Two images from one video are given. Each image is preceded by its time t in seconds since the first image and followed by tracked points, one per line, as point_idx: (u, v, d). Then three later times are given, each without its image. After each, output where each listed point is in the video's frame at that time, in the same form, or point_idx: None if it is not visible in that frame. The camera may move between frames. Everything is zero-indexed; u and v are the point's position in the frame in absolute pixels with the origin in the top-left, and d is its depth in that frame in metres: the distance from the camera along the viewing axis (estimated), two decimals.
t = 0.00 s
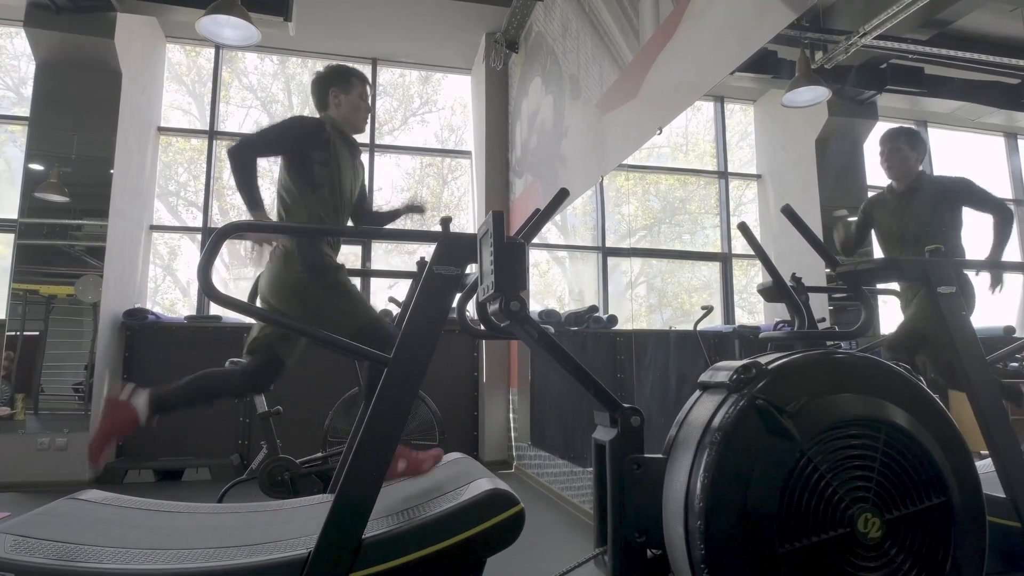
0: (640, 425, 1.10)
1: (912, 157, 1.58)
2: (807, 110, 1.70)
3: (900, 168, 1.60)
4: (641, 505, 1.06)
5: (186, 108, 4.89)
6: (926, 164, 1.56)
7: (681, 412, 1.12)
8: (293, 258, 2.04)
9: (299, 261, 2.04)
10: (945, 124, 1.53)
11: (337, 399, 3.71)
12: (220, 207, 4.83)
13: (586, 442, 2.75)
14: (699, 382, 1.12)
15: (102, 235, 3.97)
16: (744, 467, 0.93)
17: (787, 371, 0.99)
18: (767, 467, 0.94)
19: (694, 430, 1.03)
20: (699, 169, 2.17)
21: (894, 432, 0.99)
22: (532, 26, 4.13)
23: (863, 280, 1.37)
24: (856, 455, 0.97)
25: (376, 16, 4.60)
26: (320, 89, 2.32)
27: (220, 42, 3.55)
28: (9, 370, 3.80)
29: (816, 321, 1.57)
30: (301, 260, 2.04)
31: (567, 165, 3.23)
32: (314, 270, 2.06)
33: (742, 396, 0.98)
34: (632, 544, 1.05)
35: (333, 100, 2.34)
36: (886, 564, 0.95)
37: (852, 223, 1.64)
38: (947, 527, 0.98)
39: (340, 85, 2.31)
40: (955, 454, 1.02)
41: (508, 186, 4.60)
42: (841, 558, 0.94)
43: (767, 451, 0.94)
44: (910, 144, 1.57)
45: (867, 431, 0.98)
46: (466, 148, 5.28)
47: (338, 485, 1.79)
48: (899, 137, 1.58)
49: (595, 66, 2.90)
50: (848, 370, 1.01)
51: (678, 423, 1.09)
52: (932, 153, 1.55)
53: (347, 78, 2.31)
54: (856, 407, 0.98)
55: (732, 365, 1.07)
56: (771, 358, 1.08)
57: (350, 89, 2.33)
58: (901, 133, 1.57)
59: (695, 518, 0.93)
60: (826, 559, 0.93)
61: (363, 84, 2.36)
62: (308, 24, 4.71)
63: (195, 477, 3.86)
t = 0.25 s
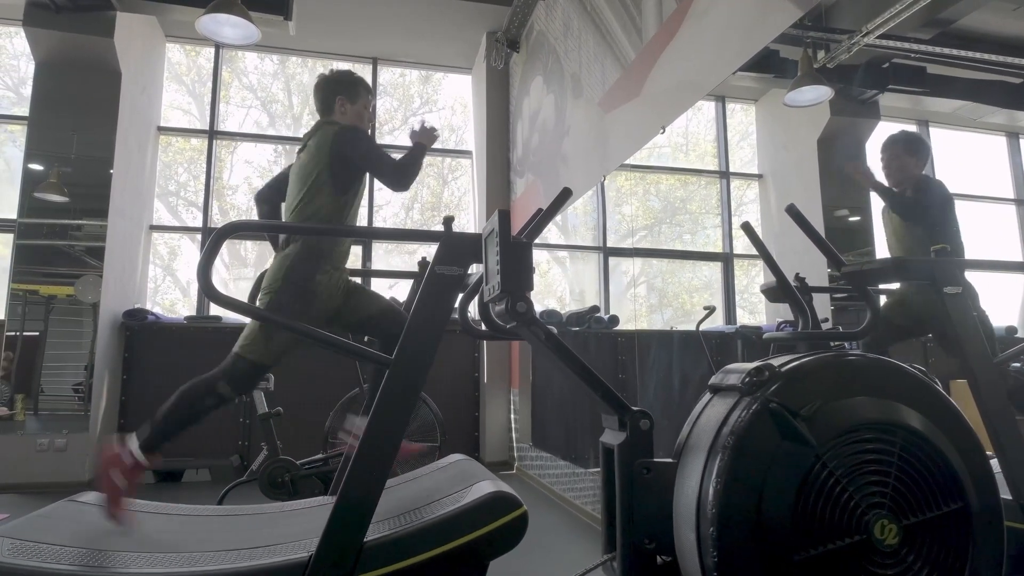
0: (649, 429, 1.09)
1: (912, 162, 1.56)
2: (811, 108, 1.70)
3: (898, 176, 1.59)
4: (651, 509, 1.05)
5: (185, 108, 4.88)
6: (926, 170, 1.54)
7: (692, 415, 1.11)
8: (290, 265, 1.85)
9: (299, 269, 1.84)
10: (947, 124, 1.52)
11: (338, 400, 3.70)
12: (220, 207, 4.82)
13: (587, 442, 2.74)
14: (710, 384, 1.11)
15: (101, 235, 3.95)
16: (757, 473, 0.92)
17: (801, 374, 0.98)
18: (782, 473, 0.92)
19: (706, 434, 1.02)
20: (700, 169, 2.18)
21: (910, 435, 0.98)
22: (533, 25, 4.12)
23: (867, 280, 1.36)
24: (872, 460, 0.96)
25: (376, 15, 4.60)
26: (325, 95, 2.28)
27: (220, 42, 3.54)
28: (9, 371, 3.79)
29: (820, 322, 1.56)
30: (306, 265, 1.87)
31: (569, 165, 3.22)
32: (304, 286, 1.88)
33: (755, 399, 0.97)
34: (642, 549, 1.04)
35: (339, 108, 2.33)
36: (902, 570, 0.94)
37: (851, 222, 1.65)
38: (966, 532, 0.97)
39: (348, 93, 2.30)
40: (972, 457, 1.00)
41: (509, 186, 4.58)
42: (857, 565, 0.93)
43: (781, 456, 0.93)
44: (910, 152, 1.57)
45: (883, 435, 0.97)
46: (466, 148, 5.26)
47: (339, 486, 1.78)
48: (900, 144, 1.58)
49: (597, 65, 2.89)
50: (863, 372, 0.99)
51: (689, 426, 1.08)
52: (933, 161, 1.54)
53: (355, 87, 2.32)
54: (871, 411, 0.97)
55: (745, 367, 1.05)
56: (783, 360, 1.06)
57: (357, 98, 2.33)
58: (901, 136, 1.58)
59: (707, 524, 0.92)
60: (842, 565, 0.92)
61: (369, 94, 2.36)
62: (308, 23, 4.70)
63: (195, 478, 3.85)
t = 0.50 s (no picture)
0: (659, 431, 1.08)
1: (909, 161, 1.58)
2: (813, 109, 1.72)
3: (896, 175, 1.61)
4: (661, 512, 1.04)
5: (185, 107, 4.87)
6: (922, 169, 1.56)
7: (702, 416, 1.09)
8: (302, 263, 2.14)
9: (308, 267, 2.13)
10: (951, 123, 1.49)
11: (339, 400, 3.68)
12: (220, 207, 4.80)
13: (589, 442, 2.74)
14: (721, 385, 1.10)
15: (101, 235, 3.94)
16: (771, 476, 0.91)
17: (814, 375, 0.97)
18: (796, 476, 0.91)
19: (717, 436, 1.01)
20: (701, 169, 2.21)
21: (927, 437, 0.97)
22: (533, 24, 4.11)
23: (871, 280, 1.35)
24: (887, 462, 0.95)
25: (376, 15, 4.58)
26: (335, 97, 2.31)
27: (219, 40, 3.52)
28: (8, 371, 3.78)
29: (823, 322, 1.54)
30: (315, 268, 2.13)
31: (570, 164, 3.21)
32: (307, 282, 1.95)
33: (769, 401, 0.95)
34: (652, 553, 1.03)
35: (347, 108, 2.33)
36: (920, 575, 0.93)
37: (852, 222, 1.66)
38: (984, 536, 0.96)
39: (356, 92, 2.30)
40: (990, 459, 0.99)
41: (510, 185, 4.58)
42: (875, 570, 0.91)
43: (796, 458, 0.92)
44: (906, 150, 1.58)
45: (898, 436, 0.96)
46: (466, 148, 5.25)
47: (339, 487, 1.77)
48: (894, 145, 1.59)
49: (599, 64, 2.88)
50: (878, 373, 0.98)
51: (700, 427, 1.07)
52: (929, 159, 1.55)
53: (365, 88, 2.32)
54: (886, 412, 0.95)
55: (756, 368, 1.04)
56: (795, 361, 1.05)
57: (367, 98, 2.33)
58: (897, 136, 1.59)
59: (720, 529, 0.91)
60: (859, 570, 0.91)
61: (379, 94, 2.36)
62: (308, 22, 4.68)
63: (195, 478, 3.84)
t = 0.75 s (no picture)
0: (670, 431, 1.07)
1: (925, 157, 1.47)
2: (816, 106, 1.69)
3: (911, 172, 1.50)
4: (672, 514, 1.03)
5: (185, 107, 4.85)
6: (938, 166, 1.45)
7: (714, 415, 1.08)
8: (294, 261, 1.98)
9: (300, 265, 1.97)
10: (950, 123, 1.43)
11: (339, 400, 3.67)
12: (219, 207, 4.79)
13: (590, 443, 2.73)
14: (733, 383, 1.09)
15: (100, 235, 3.93)
16: (788, 478, 0.90)
17: (830, 374, 0.95)
18: (814, 477, 0.90)
19: (731, 436, 0.99)
20: (701, 169, 2.16)
21: (944, 436, 0.96)
22: (534, 22, 4.10)
23: (877, 280, 1.33)
24: (904, 462, 0.94)
25: (377, 14, 4.57)
26: (335, 89, 2.29)
27: (218, 38, 3.51)
28: (8, 371, 3.77)
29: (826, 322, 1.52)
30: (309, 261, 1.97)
31: (571, 163, 3.20)
32: (307, 280, 1.98)
33: (784, 400, 0.94)
34: (664, 555, 1.02)
35: (347, 101, 2.31)
36: None
37: (853, 221, 1.61)
38: (1002, 536, 0.95)
39: (356, 85, 2.29)
40: (1007, 458, 0.98)
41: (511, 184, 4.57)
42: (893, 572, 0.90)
43: (813, 459, 0.90)
44: (921, 145, 1.47)
45: (915, 435, 0.95)
46: (467, 148, 5.24)
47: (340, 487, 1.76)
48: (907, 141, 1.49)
49: (601, 62, 2.87)
50: (895, 370, 0.97)
51: (713, 427, 1.06)
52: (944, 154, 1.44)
53: (364, 80, 2.30)
54: (903, 411, 0.94)
55: (770, 366, 1.03)
56: (809, 359, 1.04)
57: (365, 89, 2.31)
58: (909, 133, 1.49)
59: (735, 531, 0.90)
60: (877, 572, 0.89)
61: (378, 88, 2.35)
62: (308, 21, 4.67)
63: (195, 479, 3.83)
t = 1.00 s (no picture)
0: (677, 432, 1.06)
1: (915, 161, 1.48)
2: (817, 105, 1.67)
3: (902, 175, 1.51)
4: (680, 516, 1.02)
5: (185, 107, 4.84)
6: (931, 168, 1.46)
7: (723, 416, 1.07)
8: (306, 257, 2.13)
9: (313, 261, 2.12)
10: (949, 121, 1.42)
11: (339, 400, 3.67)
12: (219, 207, 4.78)
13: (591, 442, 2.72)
14: (742, 383, 1.08)
15: (100, 234, 3.92)
16: (799, 479, 0.89)
17: (841, 374, 0.95)
18: (826, 479, 0.89)
19: (740, 436, 0.98)
20: (702, 168, 2.17)
21: (957, 437, 0.95)
22: (535, 21, 4.09)
23: (881, 280, 1.32)
24: (917, 463, 0.93)
25: (377, 13, 4.57)
26: (330, 94, 2.27)
27: (218, 37, 3.51)
28: (7, 371, 3.76)
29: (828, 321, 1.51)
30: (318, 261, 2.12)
31: (572, 162, 3.19)
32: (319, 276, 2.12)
33: (794, 400, 0.93)
34: (671, 558, 1.01)
35: (342, 106, 2.29)
36: None
37: (853, 221, 1.58)
38: (1017, 537, 0.94)
39: (352, 91, 2.28)
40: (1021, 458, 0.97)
41: (511, 184, 4.56)
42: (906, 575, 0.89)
43: (824, 460, 0.90)
44: (912, 148, 1.49)
45: (928, 436, 0.94)
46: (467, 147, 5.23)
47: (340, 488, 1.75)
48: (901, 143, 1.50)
49: (602, 61, 2.86)
50: (906, 370, 0.96)
51: (721, 427, 1.05)
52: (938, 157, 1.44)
53: (358, 84, 2.29)
54: (916, 412, 0.93)
55: (779, 366, 1.02)
56: (819, 359, 1.03)
57: (360, 94, 2.30)
58: (902, 135, 1.49)
59: (745, 534, 0.89)
60: None
61: (372, 91, 2.33)
62: (308, 20, 4.66)
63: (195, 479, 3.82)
